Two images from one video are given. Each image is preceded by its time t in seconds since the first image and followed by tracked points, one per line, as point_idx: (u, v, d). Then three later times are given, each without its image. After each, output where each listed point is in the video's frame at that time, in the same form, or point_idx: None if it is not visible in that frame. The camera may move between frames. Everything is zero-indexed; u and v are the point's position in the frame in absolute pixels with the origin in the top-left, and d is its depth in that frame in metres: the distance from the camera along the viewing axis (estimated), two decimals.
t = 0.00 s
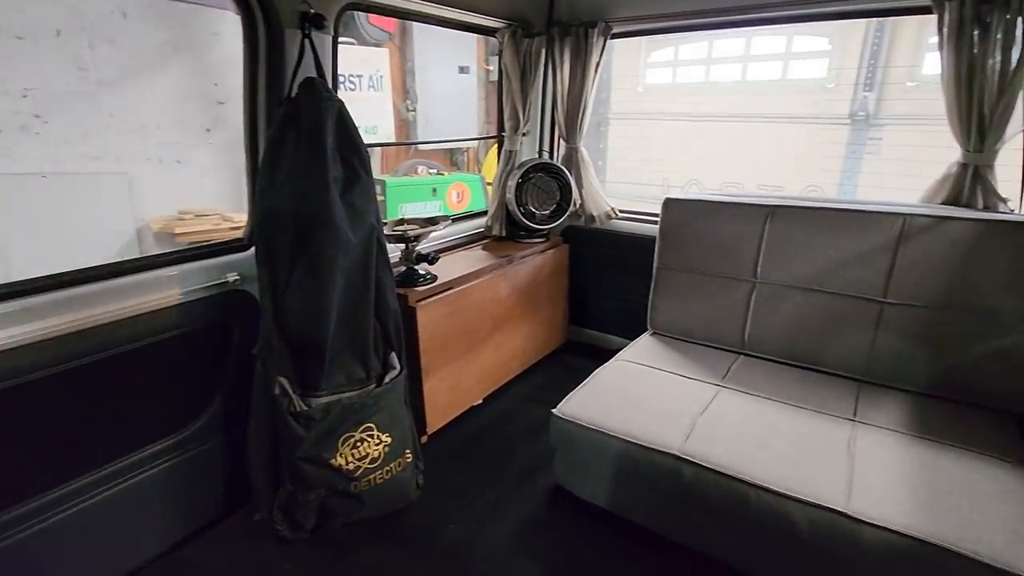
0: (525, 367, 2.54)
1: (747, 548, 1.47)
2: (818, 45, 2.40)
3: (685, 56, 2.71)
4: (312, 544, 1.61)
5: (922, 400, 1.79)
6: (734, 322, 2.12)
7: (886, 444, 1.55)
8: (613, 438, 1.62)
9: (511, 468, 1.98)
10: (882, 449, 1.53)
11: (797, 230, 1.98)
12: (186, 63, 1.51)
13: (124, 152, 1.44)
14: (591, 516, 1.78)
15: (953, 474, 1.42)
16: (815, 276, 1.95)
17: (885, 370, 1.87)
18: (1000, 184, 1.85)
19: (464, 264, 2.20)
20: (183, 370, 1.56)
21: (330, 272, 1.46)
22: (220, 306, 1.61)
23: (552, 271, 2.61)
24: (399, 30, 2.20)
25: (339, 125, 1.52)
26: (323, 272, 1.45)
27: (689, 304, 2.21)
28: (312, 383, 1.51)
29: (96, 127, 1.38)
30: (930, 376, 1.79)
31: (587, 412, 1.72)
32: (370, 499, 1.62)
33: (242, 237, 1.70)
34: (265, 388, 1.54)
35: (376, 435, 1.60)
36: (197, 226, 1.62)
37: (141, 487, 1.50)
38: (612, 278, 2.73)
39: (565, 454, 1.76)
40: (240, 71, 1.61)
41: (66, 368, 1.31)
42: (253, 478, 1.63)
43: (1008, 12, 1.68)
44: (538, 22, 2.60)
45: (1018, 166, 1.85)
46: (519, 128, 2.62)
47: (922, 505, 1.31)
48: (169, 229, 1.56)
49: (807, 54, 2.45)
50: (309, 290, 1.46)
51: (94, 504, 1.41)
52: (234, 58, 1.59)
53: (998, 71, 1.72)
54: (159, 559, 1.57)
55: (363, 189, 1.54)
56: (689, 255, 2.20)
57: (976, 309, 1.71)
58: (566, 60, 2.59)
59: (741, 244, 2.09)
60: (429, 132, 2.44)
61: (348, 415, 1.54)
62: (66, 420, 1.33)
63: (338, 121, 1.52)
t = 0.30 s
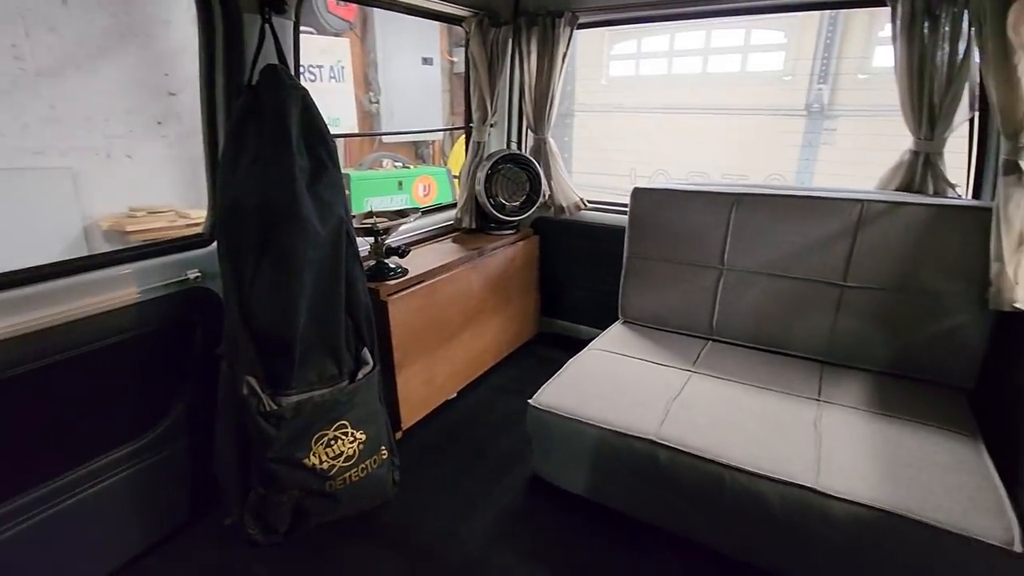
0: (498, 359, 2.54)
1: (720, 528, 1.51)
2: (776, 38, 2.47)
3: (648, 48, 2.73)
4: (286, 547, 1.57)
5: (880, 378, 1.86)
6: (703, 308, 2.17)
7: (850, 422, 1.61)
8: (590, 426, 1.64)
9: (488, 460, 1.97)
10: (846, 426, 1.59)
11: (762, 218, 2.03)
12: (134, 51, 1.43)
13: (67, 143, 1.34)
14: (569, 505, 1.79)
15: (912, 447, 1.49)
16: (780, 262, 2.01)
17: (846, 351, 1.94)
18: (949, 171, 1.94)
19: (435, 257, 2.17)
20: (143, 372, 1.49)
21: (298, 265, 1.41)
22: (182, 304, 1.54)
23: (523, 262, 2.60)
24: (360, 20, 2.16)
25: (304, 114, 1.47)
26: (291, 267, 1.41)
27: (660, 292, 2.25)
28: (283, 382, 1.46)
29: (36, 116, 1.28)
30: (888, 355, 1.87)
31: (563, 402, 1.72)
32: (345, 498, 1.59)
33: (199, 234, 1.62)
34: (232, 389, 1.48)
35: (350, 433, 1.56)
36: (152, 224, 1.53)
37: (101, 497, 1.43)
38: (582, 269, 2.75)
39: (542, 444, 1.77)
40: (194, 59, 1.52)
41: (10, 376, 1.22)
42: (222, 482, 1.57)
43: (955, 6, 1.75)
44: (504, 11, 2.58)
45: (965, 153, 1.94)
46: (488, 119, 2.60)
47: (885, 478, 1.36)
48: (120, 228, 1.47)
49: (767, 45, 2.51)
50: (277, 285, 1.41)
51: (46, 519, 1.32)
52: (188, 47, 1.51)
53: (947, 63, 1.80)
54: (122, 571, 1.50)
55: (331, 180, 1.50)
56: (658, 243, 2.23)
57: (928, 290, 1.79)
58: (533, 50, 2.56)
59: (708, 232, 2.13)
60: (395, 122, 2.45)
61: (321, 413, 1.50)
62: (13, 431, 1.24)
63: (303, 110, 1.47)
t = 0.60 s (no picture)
0: (479, 352, 2.55)
1: (705, 509, 1.56)
2: (740, 29, 2.52)
3: (616, 39, 2.76)
4: (275, 549, 1.55)
5: (849, 359, 1.95)
6: (680, 296, 2.21)
7: (824, 402, 1.68)
8: (576, 415, 1.66)
9: (475, 453, 1.98)
10: (821, 406, 1.65)
11: (735, 206, 2.08)
12: (87, 42, 1.33)
13: (14, 139, 1.24)
14: (557, 493, 1.81)
15: (882, 424, 1.56)
16: (753, 249, 2.07)
17: (817, 334, 2.02)
18: (911, 158, 2.03)
19: (414, 252, 2.15)
20: (117, 377, 1.44)
21: (279, 263, 1.39)
22: (156, 305, 1.49)
23: (501, 254, 2.60)
24: (326, 9, 2.16)
25: (280, 108, 1.43)
26: (272, 266, 1.38)
27: (638, 281, 2.28)
28: (266, 382, 1.44)
29: None
30: (856, 336, 1.95)
31: (548, 392, 1.74)
32: (334, 497, 1.57)
33: (161, 232, 1.56)
34: (213, 391, 1.45)
35: (337, 431, 1.55)
36: (113, 222, 1.45)
37: (78, 508, 1.38)
38: (560, 260, 2.77)
39: (529, 434, 1.79)
40: (155, 51, 1.45)
41: None
42: (206, 486, 1.54)
43: None
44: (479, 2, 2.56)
45: (925, 142, 2.02)
46: (463, 111, 2.59)
47: (859, 454, 1.43)
48: (77, 228, 1.39)
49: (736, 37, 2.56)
50: (259, 284, 1.38)
51: (15, 537, 1.25)
52: (147, 37, 1.43)
53: (908, 56, 1.88)
54: None
55: (310, 176, 1.47)
56: (636, 233, 2.27)
57: (893, 274, 1.87)
58: (507, 43, 2.56)
59: (684, 221, 2.17)
60: (365, 116, 2.40)
61: (307, 412, 1.48)
62: None
63: (279, 103, 1.43)
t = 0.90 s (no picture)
0: (471, 350, 2.56)
1: (703, 497, 1.61)
2: (715, 24, 2.55)
3: (594, 34, 2.79)
4: (280, 554, 1.55)
5: (832, 346, 2.02)
6: (669, 289, 2.26)
7: (812, 389, 1.74)
8: (575, 410, 1.69)
9: (474, 450, 2.00)
10: (809, 393, 1.71)
11: (722, 201, 2.13)
12: (52, 39, 1.25)
13: None
14: (557, 487, 1.85)
15: (868, 408, 1.63)
16: (739, 242, 2.13)
17: (801, 323, 2.09)
18: (886, 152, 2.11)
19: (406, 252, 2.15)
20: (112, 389, 1.41)
21: (279, 268, 1.38)
22: (150, 315, 1.47)
23: (490, 252, 2.61)
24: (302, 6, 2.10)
25: (274, 112, 1.41)
26: (270, 272, 1.37)
27: (628, 276, 2.33)
28: (268, 389, 1.43)
29: None
30: (838, 324, 2.03)
31: (546, 389, 1.77)
32: (338, 500, 1.58)
33: (140, 236, 1.50)
34: (212, 400, 1.43)
35: (340, 435, 1.55)
36: (89, 227, 1.39)
37: (76, 523, 1.35)
38: (549, 257, 2.79)
39: (528, 430, 1.81)
40: (124, 48, 1.39)
41: None
42: (207, 494, 1.52)
43: None
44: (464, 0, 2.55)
45: (901, 136, 2.10)
46: (450, 109, 2.59)
47: (848, 438, 1.49)
48: (50, 234, 1.31)
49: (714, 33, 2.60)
50: (258, 290, 1.37)
51: (12, 557, 1.22)
52: (114, 33, 1.36)
53: (884, 52, 1.94)
54: None
55: (305, 180, 1.46)
56: (625, 228, 2.30)
57: (873, 264, 1.94)
58: (493, 41, 2.54)
59: (672, 216, 2.22)
60: (344, 115, 2.37)
61: (310, 417, 1.48)
62: None
63: (273, 107, 1.41)
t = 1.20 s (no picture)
0: (467, 350, 2.58)
1: (701, 489, 1.66)
2: (696, 20, 2.58)
3: (577, 31, 2.81)
4: (289, 560, 1.56)
5: (819, 338, 2.09)
6: (661, 286, 2.31)
7: (802, 381, 1.81)
8: (576, 408, 1.73)
9: (475, 450, 2.03)
10: (800, 385, 1.78)
11: (711, 199, 2.18)
12: (26, 43, 1.23)
13: None
14: (559, 484, 1.89)
15: (856, 398, 1.70)
16: (728, 239, 2.18)
17: (788, 316, 2.16)
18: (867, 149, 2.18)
19: (402, 256, 2.16)
20: (115, 403, 1.40)
21: (284, 278, 1.38)
22: (151, 327, 1.46)
23: (483, 253, 2.63)
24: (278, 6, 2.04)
25: (275, 122, 1.42)
26: (274, 281, 1.37)
27: (621, 274, 2.37)
28: (274, 398, 1.44)
29: None
30: (824, 317, 2.10)
31: (547, 388, 1.81)
32: (346, 505, 1.59)
33: (125, 242, 1.46)
34: (218, 411, 1.43)
35: (346, 441, 1.57)
36: (71, 234, 1.35)
37: (82, 538, 1.34)
38: (541, 256, 2.82)
39: (530, 429, 1.85)
40: (100, 51, 1.37)
41: None
42: (213, 504, 1.52)
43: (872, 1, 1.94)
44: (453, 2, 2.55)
45: (881, 133, 2.18)
46: (440, 111, 2.58)
47: (839, 428, 1.56)
48: (31, 242, 1.28)
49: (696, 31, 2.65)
50: (262, 300, 1.37)
51: None
52: (91, 37, 1.35)
53: (866, 52, 2.01)
54: None
55: (306, 189, 1.47)
56: (617, 227, 2.34)
57: (857, 257, 2.02)
58: (483, 44, 2.57)
59: (662, 215, 2.26)
60: (325, 114, 2.47)
61: (317, 425, 1.49)
62: None
63: (273, 117, 1.42)
